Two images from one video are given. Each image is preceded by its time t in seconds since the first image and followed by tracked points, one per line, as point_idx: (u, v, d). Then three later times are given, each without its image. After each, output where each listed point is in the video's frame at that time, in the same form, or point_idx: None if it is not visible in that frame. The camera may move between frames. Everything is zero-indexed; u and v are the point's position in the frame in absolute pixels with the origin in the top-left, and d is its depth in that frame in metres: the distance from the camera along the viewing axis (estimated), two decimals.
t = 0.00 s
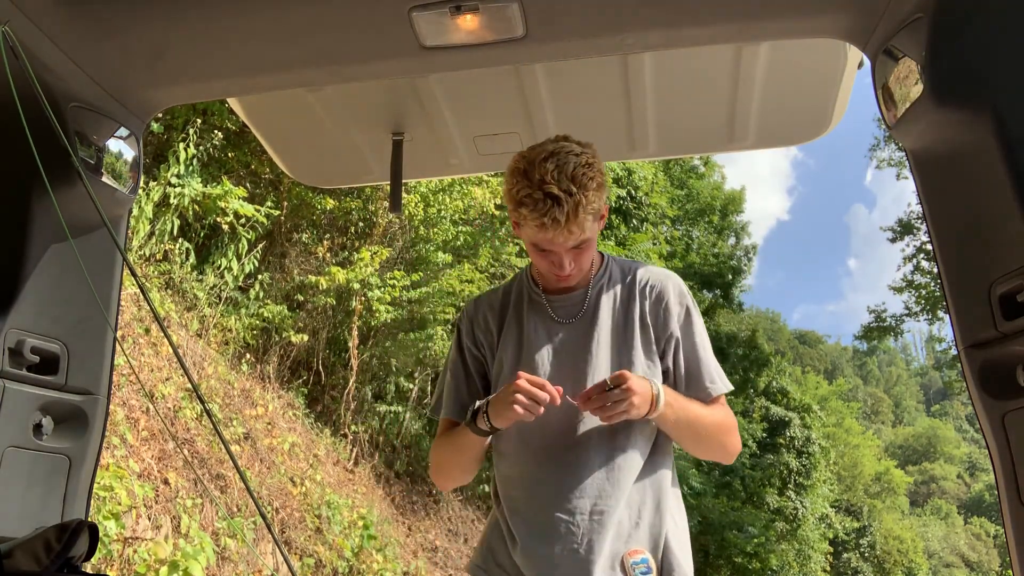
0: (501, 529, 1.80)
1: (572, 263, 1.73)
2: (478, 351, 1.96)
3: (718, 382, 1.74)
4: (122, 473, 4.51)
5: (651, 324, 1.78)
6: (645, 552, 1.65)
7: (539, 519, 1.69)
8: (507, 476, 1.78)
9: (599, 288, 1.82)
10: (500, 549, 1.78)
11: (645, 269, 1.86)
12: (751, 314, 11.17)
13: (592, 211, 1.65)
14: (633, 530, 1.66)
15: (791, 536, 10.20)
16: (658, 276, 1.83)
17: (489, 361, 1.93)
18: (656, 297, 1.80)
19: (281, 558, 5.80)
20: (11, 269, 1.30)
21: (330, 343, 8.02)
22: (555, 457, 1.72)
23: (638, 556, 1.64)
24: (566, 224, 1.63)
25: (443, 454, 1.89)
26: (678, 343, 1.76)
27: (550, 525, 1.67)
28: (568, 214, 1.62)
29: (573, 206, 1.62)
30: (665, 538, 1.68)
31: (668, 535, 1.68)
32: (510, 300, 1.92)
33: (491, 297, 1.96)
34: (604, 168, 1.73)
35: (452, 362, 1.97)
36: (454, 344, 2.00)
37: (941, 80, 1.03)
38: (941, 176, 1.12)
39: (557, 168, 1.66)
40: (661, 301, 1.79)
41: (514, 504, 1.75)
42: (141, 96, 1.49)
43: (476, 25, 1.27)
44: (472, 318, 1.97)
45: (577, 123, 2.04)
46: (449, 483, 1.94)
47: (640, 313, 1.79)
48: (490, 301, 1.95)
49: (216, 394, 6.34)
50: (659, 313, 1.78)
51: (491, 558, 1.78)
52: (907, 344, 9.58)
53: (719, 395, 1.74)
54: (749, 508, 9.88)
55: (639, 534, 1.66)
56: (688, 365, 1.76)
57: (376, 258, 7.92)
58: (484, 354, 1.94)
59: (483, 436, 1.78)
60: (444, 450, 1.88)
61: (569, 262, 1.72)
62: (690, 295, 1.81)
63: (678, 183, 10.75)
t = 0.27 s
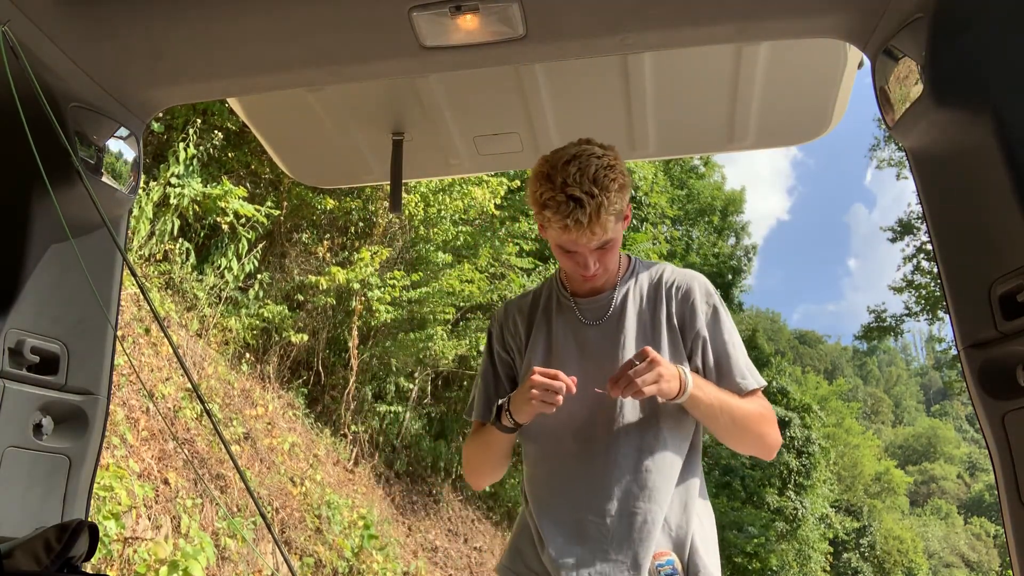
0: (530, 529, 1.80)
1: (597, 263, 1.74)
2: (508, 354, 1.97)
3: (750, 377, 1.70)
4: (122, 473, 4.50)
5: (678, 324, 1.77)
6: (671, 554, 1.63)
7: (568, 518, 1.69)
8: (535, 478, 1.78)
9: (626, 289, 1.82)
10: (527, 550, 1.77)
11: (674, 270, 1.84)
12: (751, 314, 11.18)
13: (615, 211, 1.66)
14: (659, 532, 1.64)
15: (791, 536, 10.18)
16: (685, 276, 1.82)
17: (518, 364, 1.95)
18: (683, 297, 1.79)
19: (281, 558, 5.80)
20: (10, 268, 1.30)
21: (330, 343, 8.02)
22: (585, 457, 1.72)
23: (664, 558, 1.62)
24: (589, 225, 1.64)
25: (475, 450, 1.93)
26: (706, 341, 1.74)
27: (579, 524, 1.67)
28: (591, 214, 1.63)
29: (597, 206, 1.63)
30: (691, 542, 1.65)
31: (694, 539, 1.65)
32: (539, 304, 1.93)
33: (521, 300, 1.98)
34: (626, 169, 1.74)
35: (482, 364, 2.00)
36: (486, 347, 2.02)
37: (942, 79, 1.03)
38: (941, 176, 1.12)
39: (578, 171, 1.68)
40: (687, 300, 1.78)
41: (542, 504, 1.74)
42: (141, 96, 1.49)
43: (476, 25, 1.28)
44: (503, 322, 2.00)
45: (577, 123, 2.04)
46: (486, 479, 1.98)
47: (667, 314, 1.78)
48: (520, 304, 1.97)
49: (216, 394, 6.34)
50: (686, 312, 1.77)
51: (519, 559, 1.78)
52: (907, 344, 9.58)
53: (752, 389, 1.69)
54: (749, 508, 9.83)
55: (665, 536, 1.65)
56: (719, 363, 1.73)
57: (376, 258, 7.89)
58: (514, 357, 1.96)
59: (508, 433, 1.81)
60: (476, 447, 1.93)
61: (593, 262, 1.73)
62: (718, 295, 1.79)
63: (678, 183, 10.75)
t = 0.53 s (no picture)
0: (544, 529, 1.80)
1: (611, 260, 1.74)
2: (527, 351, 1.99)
3: (762, 373, 1.68)
4: (122, 473, 4.50)
5: (692, 320, 1.77)
6: (694, 556, 1.60)
7: (587, 518, 1.69)
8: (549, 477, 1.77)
9: (643, 287, 1.83)
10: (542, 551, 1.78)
11: (691, 268, 1.84)
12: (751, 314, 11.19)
13: (627, 210, 1.66)
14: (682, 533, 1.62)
15: (791, 536, 10.17)
16: (700, 272, 1.80)
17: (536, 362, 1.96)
18: (697, 293, 1.78)
19: (281, 558, 5.80)
20: (10, 268, 1.31)
21: (330, 343, 8.02)
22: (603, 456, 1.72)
23: (687, 559, 1.59)
24: (600, 223, 1.65)
25: (500, 446, 1.90)
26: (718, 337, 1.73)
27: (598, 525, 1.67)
28: (602, 213, 1.64)
29: (607, 206, 1.63)
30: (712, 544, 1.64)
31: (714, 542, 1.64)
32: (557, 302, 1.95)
33: (541, 299, 1.99)
34: (638, 167, 1.74)
35: (502, 362, 2.02)
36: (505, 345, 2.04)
37: (941, 79, 1.03)
38: (942, 176, 1.12)
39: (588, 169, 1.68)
40: (702, 296, 1.77)
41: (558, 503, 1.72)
42: (141, 96, 1.49)
43: (475, 26, 1.27)
44: (522, 320, 2.01)
45: (577, 123, 2.04)
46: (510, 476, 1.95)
47: (681, 310, 1.78)
48: (539, 302, 1.98)
49: (216, 394, 6.34)
50: (700, 307, 1.76)
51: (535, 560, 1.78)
52: (907, 344, 9.59)
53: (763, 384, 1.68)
54: (750, 508, 9.82)
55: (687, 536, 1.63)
56: (730, 360, 1.72)
57: (376, 258, 7.89)
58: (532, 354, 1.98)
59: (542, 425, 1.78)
60: (502, 442, 1.89)
61: (607, 259, 1.74)
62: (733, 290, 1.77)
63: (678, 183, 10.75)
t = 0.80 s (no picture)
0: (547, 527, 1.79)
1: (622, 256, 1.74)
2: (535, 345, 1.99)
3: (769, 374, 1.68)
4: (122, 473, 4.50)
5: (701, 318, 1.77)
6: (701, 554, 1.60)
7: (593, 515, 1.68)
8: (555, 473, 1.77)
9: (653, 284, 1.83)
10: (544, 548, 1.78)
11: (703, 267, 1.83)
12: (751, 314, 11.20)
13: (639, 206, 1.66)
14: (690, 531, 1.61)
15: (791, 536, 10.17)
16: (712, 271, 1.80)
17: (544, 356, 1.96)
18: (708, 291, 1.78)
19: (281, 558, 5.81)
20: (10, 269, 1.31)
21: (330, 343, 8.02)
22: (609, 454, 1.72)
23: (696, 557, 1.58)
24: (612, 219, 1.65)
25: (509, 438, 1.88)
26: (727, 337, 1.73)
27: (603, 523, 1.66)
28: (615, 209, 1.63)
29: (620, 202, 1.63)
30: (718, 543, 1.63)
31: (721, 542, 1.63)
32: (566, 297, 1.95)
33: (549, 294, 1.99)
34: (649, 163, 1.75)
35: (509, 356, 2.02)
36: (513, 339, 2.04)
37: (942, 78, 1.02)
38: (941, 177, 1.12)
39: (601, 166, 1.68)
40: (712, 294, 1.77)
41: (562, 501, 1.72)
42: (141, 96, 1.49)
43: (476, 26, 1.27)
44: (531, 313, 2.01)
45: (576, 123, 2.04)
46: (519, 468, 1.93)
47: (691, 308, 1.78)
48: (548, 296, 1.98)
49: (216, 395, 6.35)
50: (710, 306, 1.76)
51: (537, 557, 1.78)
52: (907, 344, 9.60)
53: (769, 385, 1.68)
54: (750, 508, 9.81)
55: (695, 535, 1.61)
56: (738, 359, 1.72)
57: (376, 258, 7.89)
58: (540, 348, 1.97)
59: (553, 412, 1.75)
60: (511, 434, 1.87)
61: (618, 255, 1.73)
62: (743, 289, 1.77)
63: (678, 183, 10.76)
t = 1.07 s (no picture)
0: (549, 526, 1.79)
1: (628, 255, 1.75)
2: (540, 343, 1.99)
3: (772, 377, 1.68)
4: (122, 473, 4.50)
5: (707, 318, 1.77)
6: (704, 554, 1.60)
7: (595, 515, 1.68)
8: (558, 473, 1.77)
9: (660, 283, 1.83)
10: (546, 547, 1.78)
11: (710, 266, 1.83)
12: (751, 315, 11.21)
13: (645, 206, 1.66)
14: (693, 532, 1.61)
15: (791, 536, 10.16)
16: (720, 271, 1.80)
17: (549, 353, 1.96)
18: (715, 292, 1.77)
19: (281, 558, 5.81)
20: (10, 269, 1.31)
21: (330, 343, 8.02)
22: (612, 453, 1.71)
23: (698, 558, 1.59)
24: (618, 220, 1.65)
25: (516, 437, 1.87)
26: (732, 338, 1.73)
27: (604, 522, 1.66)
28: (621, 210, 1.63)
29: (626, 202, 1.63)
30: (721, 544, 1.64)
31: (724, 542, 1.63)
32: (572, 294, 1.95)
33: (555, 292, 1.99)
34: (656, 162, 1.74)
35: (515, 353, 2.02)
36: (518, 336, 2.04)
37: (942, 78, 1.03)
38: (941, 177, 1.12)
39: (607, 166, 1.68)
40: (719, 294, 1.76)
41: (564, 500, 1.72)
42: (141, 96, 1.49)
43: (476, 25, 1.27)
44: (536, 311, 2.01)
45: (576, 123, 2.04)
46: (527, 467, 1.92)
47: (697, 308, 1.77)
48: (553, 294, 1.98)
49: (216, 395, 6.35)
50: (716, 307, 1.76)
51: (539, 556, 1.78)
52: (907, 344, 9.61)
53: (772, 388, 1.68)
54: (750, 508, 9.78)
55: (698, 535, 1.61)
56: (742, 361, 1.72)
57: (376, 258, 7.90)
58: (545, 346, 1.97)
59: (563, 413, 1.75)
60: (516, 433, 1.87)
61: (625, 254, 1.74)
62: (751, 291, 1.77)
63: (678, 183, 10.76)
